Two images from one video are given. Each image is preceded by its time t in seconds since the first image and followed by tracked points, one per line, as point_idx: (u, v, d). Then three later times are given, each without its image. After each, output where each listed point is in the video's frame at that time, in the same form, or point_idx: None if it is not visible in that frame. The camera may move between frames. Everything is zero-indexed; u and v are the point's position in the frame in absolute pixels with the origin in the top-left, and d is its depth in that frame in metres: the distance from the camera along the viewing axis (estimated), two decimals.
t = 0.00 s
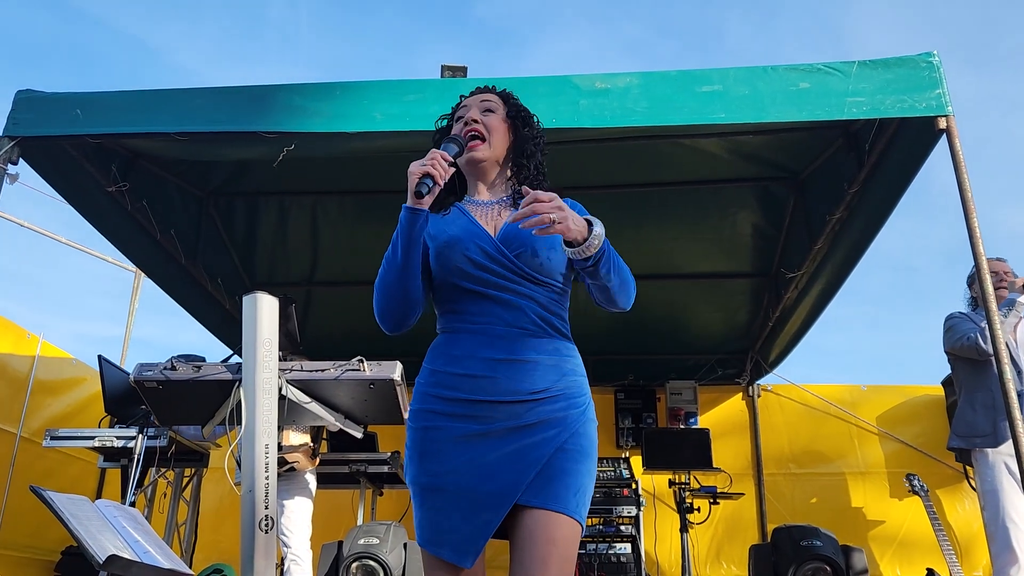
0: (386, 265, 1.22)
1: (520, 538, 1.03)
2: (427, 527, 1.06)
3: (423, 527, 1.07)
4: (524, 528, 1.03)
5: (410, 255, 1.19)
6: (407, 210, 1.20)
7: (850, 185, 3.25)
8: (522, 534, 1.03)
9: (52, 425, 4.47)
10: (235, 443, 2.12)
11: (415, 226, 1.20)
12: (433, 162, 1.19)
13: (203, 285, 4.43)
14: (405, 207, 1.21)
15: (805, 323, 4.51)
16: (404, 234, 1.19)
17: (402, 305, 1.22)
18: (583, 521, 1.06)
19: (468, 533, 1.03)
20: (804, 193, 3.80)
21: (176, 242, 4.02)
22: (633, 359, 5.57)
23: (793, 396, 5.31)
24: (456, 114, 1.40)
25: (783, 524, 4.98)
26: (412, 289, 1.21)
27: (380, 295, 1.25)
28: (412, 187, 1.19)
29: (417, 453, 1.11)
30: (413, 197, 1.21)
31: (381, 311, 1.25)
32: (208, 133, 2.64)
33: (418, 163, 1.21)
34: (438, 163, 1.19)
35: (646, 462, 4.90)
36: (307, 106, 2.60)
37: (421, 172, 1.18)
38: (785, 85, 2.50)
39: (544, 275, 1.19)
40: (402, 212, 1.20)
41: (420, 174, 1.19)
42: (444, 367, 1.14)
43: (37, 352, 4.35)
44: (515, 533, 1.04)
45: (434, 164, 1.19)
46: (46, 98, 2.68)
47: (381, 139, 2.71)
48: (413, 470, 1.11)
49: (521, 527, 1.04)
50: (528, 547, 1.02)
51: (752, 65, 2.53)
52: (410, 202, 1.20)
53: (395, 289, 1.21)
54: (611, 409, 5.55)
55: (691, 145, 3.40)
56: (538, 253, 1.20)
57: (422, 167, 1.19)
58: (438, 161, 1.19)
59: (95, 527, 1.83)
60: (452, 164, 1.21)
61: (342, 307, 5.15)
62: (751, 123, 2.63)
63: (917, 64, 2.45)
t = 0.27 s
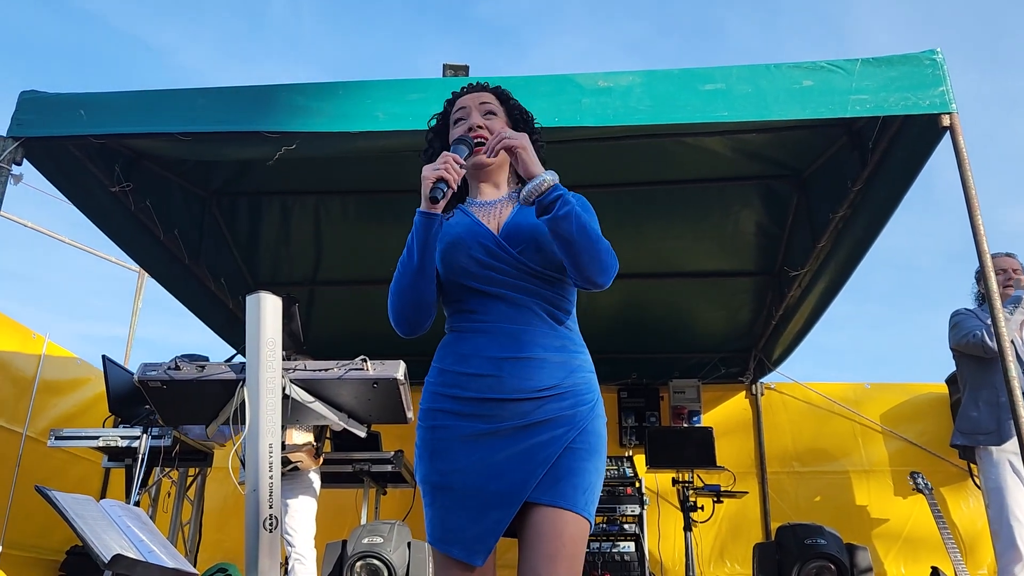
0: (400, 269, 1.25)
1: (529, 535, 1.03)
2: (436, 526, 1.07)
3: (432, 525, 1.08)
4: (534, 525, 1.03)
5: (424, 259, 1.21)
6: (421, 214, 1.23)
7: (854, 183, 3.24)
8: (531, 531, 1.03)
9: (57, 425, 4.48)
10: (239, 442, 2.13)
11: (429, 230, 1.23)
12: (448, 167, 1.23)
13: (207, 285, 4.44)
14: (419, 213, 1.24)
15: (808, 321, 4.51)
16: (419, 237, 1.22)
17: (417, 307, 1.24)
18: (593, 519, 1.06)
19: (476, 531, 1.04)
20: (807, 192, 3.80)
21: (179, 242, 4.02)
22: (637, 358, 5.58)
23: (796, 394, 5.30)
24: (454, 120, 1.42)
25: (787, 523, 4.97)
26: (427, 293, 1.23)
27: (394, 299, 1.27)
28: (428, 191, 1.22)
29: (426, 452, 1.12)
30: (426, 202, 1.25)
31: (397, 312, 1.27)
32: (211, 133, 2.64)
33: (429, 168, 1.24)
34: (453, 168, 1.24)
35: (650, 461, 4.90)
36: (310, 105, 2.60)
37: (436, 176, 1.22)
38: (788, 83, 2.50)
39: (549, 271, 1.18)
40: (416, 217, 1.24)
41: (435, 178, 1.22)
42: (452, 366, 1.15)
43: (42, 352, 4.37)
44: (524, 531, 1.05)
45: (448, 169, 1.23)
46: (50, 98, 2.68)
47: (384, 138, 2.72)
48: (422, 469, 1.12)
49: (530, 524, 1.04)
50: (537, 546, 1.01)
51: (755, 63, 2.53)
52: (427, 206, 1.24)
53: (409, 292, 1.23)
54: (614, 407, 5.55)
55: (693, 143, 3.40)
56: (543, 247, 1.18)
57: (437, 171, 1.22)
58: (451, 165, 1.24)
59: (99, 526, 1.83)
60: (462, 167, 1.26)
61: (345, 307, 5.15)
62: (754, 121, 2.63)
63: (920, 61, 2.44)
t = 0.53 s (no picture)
0: (407, 264, 1.20)
1: (537, 531, 1.03)
2: (442, 523, 1.07)
3: (439, 522, 1.08)
4: (542, 521, 1.03)
5: (434, 258, 1.17)
6: (432, 211, 1.17)
7: (856, 180, 3.24)
8: (539, 526, 1.03)
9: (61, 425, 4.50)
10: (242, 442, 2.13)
11: (440, 226, 1.17)
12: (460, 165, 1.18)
13: (209, 285, 4.45)
14: (430, 208, 1.17)
15: (811, 319, 4.50)
16: (428, 234, 1.17)
17: (424, 306, 1.20)
18: (600, 514, 1.06)
19: (484, 528, 1.04)
20: (809, 189, 3.79)
21: (182, 242, 4.03)
22: (639, 357, 5.57)
23: (799, 393, 5.29)
24: (455, 115, 1.41)
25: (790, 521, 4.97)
26: (435, 291, 1.19)
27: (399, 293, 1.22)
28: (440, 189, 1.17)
29: (431, 450, 1.12)
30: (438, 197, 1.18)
31: (404, 311, 1.22)
32: (214, 133, 2.64)
33: (442, 161, 1.18)
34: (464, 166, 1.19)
35: (653, 460, 4.90)
36: (312, 105, 2.61)
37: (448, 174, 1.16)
38: (790, 80, 2.49)
39: (555, 271, 1.19)
40: (427, 213, 1.17)
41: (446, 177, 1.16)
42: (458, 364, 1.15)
43: (45, 353, 4.37)
44: (532, 527, 1.04)
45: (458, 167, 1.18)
46: (52, 99, 2.69)
47: (386, 138, 2.72)
48: (427, 467, 1.12)
49: (538, 520, 1.04)
50: (546, 543, 1.01)
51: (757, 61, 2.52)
52: (438, 203, 1.17)
53: (418, 290, 1.19)
54: (617, 406, 5.55)
55: (695, 142, 3.39)
56: (550, 247, 1.19)
57: (449, 169, 1.16)
58: (463, 164, 1.19)
59: (103, 525, 1.84)
60: (472, 166, 1.21)
61: (348, 306, 5.16)
62: (756, 119, 2.62)
63: (923, 58, 2.44)
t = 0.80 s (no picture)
0: (420, 258, 1.17)
1: (543, 533, 1.04)
2: (448, 523, 1.06)
3: (445, 521, 1.07)
4: (548, 524, 1.04)
5: (448, 254, 1.14)
6: (448, 208, 1.13)
7: (859, 178, 3.23)
8: (545, 528, 1.04)
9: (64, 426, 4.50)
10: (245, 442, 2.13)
11: (456, 224, 1.13)
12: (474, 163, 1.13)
13: (212, 285, 4.45)
14: (445, 204, 1.13)
15: (813, 318, 4.50)
16: (443, 231, 1.13)
17: (432, 299, 1.18)
18: (604, 515, 1.07)
19: (491, 529, 1.04)
20: (811, 188, 3.79)
21: (185, 243, 4.03)
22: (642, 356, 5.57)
23: (803, 391, 5.28)
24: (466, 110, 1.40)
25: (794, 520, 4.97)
26: (444, 286, 1.16)
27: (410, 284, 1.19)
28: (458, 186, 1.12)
29: (439, 449, 1.11)
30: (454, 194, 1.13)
31: (415, 305, 1.19)
32: (216, 133, 2.65)
33: (459, 158, 1.13)
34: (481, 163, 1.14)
35: (656, 459, 4.89)
36: (314, 105, 2.61)
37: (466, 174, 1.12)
38: (791, 79, 2.49)
39: (563, 273, 1.19)
40: (442, 209, 1.13)
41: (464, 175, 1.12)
42: (467, 364, 1.15)
43: (48, 353, 4.38)
44: (537, 529, 1.05)
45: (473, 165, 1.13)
46: (55, 100, 2.69)
47: (388, 137, 2.72)
48: (433, 466, 1.12)
49: (543, 523, 1.04)
50: (551, 545, 1.02)
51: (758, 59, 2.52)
52: (454, 200, 1.13)
53: (428, 285, 1.16)
54: (620, 405, 5.55)
55: (697, 141, 3.39)
56: (559, 249, 1.19)
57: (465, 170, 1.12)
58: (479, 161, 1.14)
59: (106, 526, 1.84)
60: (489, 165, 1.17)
61: (350, 306, 5.16)
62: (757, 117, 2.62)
63: (924, 56, 2.43)
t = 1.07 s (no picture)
0: (446, 255, 1.09)
1: (553, 531, 1.03)
2: (458, 520, 1.05)
3: (454, 518, 1.06)
4: (558, 522, 1.03)
5: (479, 253, 1.08)
6: (479, 205, 1.08)
7: (861, 177, 3.23)
8: (555, 526, 1.03)
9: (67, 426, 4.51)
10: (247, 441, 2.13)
11: (489, 222, 1.08)
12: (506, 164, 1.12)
13: (214, 286, 4.45)
14: (476, 201, 1.08)
15: (816, 317, 4.49)
16: (475, 228, 1.07)
17: (455, 298, 1.10)
18: (612, 513, 1.07)
19: (503, 526, 1.03)
20: (813, 187, 3.78)
21: (187, 243, 4.04)
22: (644, 355, 5.57)
23: (805, 390, 5.28)
24: (480, 106, 1.38)
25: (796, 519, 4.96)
26: (470, 284, 1.09)
27: (432, 281, 1.12)
28: (491, 184, 1.09)
29: (448, 445, 1.09)
30: (486, 191, 1.09)
31: (434, 304, 1.12)
32: (218, 134, 2.65)
33: (493, 159, 1.12)
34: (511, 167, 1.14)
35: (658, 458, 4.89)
36: (316, 105, 2.61)
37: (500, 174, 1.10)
38: (793, 77, 2.49)
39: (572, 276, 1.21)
40: (473, 205, 1.08)
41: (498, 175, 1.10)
42: (479, 360, 1.13)
43: (51, 354, 4.39)
44: (546, 526, 1.04)
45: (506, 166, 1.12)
46: (57, 101, 2.70)
47: (389, 137, 2.72)
48: (441, 462, 1.09)
49: (553, 520, 1.04)
50: (561, 544, 1.02)
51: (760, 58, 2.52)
52: (485, 197, 1.09)
53: (455, 284, 1.09)
54: (622, 405, 5.54)
55: (699, 139, 3.39)
56: (570, 254, 1.21)
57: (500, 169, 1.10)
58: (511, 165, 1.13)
59: (109, 525, 1.85)
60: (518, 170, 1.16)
61: (352, 306, 5.17)
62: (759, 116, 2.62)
63: (926, 54, 2.43)
